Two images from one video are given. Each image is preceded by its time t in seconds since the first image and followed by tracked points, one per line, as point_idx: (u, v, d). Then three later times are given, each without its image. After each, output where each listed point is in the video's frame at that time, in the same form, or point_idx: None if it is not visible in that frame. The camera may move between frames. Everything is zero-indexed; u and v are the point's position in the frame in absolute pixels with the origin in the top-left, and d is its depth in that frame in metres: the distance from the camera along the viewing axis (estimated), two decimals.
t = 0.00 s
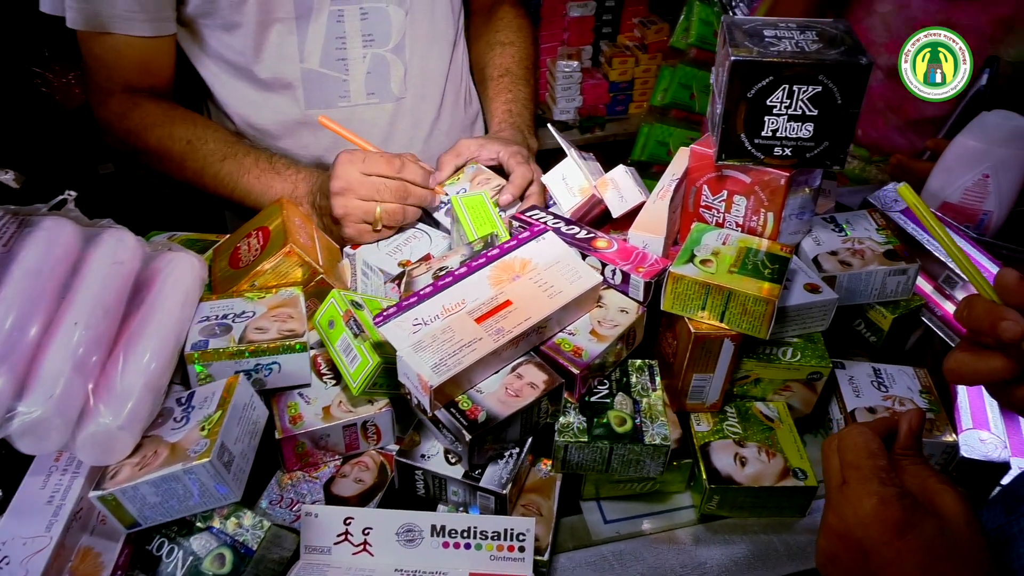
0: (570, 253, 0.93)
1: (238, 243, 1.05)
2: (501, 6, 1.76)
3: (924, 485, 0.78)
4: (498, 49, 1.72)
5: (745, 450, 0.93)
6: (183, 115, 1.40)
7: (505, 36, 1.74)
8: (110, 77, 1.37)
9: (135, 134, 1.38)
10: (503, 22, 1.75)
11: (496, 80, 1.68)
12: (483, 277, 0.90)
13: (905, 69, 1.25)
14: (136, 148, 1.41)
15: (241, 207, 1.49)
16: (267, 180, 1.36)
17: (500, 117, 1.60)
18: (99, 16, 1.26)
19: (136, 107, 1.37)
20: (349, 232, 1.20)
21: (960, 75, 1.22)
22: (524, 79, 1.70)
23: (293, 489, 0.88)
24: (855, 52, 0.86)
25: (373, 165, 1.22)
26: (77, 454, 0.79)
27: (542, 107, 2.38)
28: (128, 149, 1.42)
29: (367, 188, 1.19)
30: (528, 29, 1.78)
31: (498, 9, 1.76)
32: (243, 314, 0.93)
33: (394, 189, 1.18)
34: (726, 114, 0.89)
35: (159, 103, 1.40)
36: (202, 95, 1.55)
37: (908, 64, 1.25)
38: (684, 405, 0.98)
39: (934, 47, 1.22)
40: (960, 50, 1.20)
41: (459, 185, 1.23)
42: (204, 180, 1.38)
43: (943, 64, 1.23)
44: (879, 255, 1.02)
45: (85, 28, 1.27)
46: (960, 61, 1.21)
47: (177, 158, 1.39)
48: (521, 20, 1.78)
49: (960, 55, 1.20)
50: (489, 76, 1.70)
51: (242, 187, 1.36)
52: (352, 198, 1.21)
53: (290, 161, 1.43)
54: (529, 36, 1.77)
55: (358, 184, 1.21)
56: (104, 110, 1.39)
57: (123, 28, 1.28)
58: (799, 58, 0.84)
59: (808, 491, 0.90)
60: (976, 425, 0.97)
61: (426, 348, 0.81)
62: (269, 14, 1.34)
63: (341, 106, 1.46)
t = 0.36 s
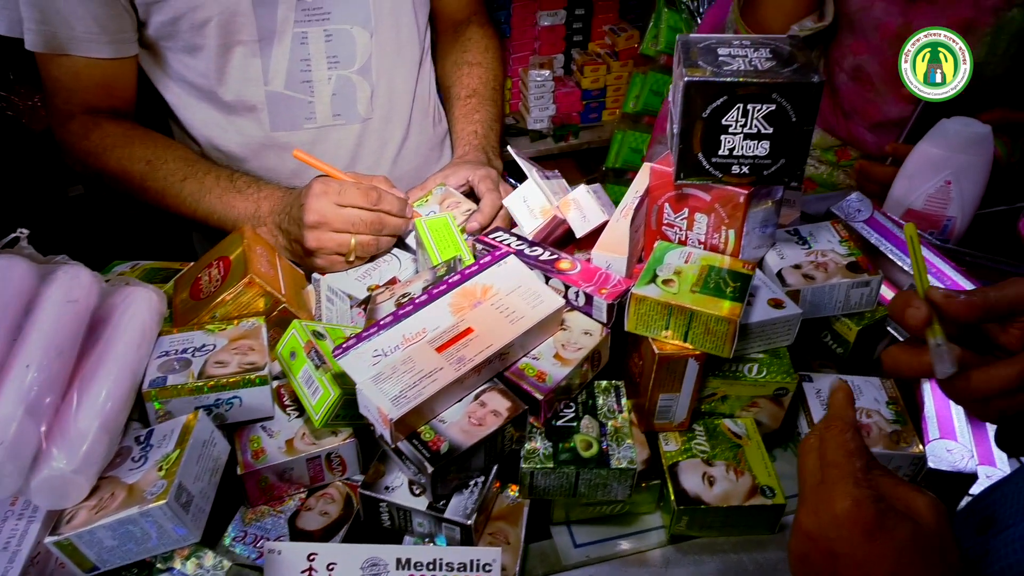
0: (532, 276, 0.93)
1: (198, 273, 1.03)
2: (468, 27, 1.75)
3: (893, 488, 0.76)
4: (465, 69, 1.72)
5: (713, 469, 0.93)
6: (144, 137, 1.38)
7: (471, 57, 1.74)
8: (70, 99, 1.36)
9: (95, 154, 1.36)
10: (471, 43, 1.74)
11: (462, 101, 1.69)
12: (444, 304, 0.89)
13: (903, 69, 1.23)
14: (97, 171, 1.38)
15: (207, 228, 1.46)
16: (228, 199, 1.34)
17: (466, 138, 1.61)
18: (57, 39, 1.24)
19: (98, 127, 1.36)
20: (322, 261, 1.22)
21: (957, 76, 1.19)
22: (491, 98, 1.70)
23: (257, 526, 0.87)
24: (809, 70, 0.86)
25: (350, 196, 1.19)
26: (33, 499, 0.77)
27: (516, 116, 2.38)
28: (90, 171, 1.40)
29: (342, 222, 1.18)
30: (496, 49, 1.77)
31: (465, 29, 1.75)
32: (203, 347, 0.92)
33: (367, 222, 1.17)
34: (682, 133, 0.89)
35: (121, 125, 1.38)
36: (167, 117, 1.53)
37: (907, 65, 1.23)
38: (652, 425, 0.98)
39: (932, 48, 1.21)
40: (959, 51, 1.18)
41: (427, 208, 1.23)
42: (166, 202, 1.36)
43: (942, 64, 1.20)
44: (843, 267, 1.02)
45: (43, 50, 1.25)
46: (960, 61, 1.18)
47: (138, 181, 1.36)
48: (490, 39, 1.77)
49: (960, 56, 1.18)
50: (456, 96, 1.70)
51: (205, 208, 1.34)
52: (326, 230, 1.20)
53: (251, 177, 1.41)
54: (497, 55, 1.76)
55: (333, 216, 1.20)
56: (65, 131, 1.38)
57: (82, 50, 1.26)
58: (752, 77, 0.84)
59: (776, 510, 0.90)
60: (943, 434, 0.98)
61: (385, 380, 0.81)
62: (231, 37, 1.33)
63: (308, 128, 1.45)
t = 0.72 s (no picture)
0: (504, 298, 0.92)
1: (170, 294, 1.02)
2: (456, 42, 1.71)
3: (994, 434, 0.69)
4: (452, 85, 1.68)
5: (690, 493, 0.92)
6: (125, 154, 1.34)
7: (460, 72, 1.69)
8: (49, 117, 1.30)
9: (75, 174, 1.31)
10: (459, 58, 1.70)
11: (449, 116, 1.65)
12: (414, 327, 0.89)
13: (902, 69, 1.13)
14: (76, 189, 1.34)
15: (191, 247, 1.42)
16: (211, 217, 1.30)
17: (452, 155, 1.56)
18: (38, 56, 1.19)
19: (78, 145, 1.31)
20: (313, 280, 1.17)
21: (959, 76, 1.07)
22: (478, 115, 1.67)
23: (222, 553, 0.85)
24: (782, 90, 0.85)
25: (339, 211, 1.19)
26: None
27: (507, 127, 2.36)
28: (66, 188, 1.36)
29: (331, 238, 1.16)
30: (484, 63, 1.74)
31: (454, 43, 1.71)
32: (171, 371, 0.91)
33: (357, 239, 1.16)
34: (656, 153, 0.88)
35: (102, 143, 1.33)
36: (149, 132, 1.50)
37: (906, 65, 1.12)
38: (629, 447, 0.96)
39: (933, 48, 1.09)
40: (959, 51, 1.05)
41: (410, 228, 1.20)
42: (145, 221, 1.32)
43: (942, 65, 1.08)
44: (822, 287, 1.00)
45: (22, 68, 1.20)
46: (959, 61, 1.05)
47: (119, 201, 1.32)
48: (478, 55, 1.73)
49: (961, 54, 1.05)
50: (444, 111, 1.67)
51: (188, 226, 1.30)
52: (317, 247, 1.18)
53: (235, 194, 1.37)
54: (485, 71, 1.72)
55: (322, 232, 1.18)
56: (44, 151, 1.32)
57: (63, 68, 1.22)
58: (725, 98, 0.83)
59: (753, 535, 0.88)
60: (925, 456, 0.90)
61: (351, 407, 0.80)
62: (216, 54, 1.29)
63: (292, 144, 1.42)
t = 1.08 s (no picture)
0: (481, 310, 0.91)
1: (147, 306, 1.01)
2: (445, 50, 1.66)
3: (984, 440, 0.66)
4: (440, 94, 1.64)
5: (670, 505, 0.91)
6: (106, 161, 1.32)
7: (448, 80, 1.65)
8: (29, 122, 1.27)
9: (54, 180, 1.29)
10: (447, 66, 1.66)
11: (437, 125, 1.60)
12: (389, 339, 0.88)
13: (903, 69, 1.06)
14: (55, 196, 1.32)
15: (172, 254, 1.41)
16: (192, 226, 1.29)
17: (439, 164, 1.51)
18: (16, 61, 1.17)
19: (59, 151, 1.29)
20: (295, 290, 1.17)
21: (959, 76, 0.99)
22: (467, 124, 1.62)
23: (195, 569, 0.84)
24: (759, 100, 0.84)
25: (322, 222, 1.17)
26: None
27: (499, 132, 2.34)
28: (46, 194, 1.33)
29: (315, 249, 1.15)
30: (474, 72, 1.69)
31: (443, 50, 1.67)
32: (146, 384, 0.90)
33: (341, 248, 1.16)
34: (633, 163, 0.87)
35: (83, 149, 1.31)
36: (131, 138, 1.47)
37: (906, 66, 1.05)
38: (608, 459, 0.95)
39: (933, 47, 1.02)
40: (959, 50, 0.98)
41: (393, 237, 1.19)
42: (126, 229, 1.31)
43: (942, 64, 1.01)
44: (803, 296, 1.00)
45: None
46: (959, 61, 0.99)
47: (99, 208, 1.30)
48: (467, 62, 1.69)
49: (961, 54, 0.98)
50: (431, 120, 1.62)
51: (168, 234, 1.29)
52: (300, 258, 1.17)
53: (217, 204, 1.36)
54: (474, 79, 1.68)
55: (306, 243, 1.17)
56: (25, 156, 1.30)
57: (41, 73, 1.19)
58: (701, 108, 0.83)
59: (733, 547, 0.87)
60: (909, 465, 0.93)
61: (323, 422, 0.79)
62: (196, 62, 1.28)
63: (275, 153, 1.41)
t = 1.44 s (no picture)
0: (458, 321, 0.90)
1: (121, 317, 1.00)
2: (431, 58, 1.66)
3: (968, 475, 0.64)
4: (425, 101, 1.63)
5: (648, 518, 0.90)
6: (86, 167, 1.30)
7: (434, 88, 1.65)
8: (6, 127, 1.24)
9: (32, 186, 1.27)
10: (433, 74, 1.65)
11: (421, 133, 1.60)
12: (365, 351, 0.87)
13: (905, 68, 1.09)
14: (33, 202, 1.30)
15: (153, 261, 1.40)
16: (172, 233, 1.28)
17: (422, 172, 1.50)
18: None
19: (37, 157, 1.27)
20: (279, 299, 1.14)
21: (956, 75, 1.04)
22: (452, 132, 1.61)
23: None
24: (734, 113, 0.84)
25: (311, 232, 1.16)
26: None
27: (487, 138, 2.34)
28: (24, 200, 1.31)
29: (301, 259, 1.14)
30: (460, 80, 1.69)
31: (429, 59, 1.67)
32: (118, 397, 0.89)
33: (327, 258, 1.15)
34: (610, 175, 0.87)
35: (62, 155, 1.29)
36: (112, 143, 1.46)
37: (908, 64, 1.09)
38: (586, 471, 0.95)
39: (932, 47, 1.05)
40: (959, 51, 1.02)
41: (375, 247, 1.18)
42: (104, 235, 1.29)
43: (942, 64, 1.05)
44: (782, 307, 0.99)
45: None
46: (959, 62, 1.03)
47: (78, 214, 1.28)
48: (454, 71, 1.69)
49: (961, 55, 1.03)
50: (415, 128, 1.61)
51: (148, 241, 1.28)
52: (286, 267, 1.15)
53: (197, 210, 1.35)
54: (461, 87, 1.68)
55: (292, 253, 1.15)
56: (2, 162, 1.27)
57: (18, 78, 1.17)
58: (677, 121, 0.83)
59: (711, 560, 0.86)
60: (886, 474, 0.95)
61: (294, 436, 0.78)
62: (176, 68, 1.27)
63: (256, 161, 1.40)
